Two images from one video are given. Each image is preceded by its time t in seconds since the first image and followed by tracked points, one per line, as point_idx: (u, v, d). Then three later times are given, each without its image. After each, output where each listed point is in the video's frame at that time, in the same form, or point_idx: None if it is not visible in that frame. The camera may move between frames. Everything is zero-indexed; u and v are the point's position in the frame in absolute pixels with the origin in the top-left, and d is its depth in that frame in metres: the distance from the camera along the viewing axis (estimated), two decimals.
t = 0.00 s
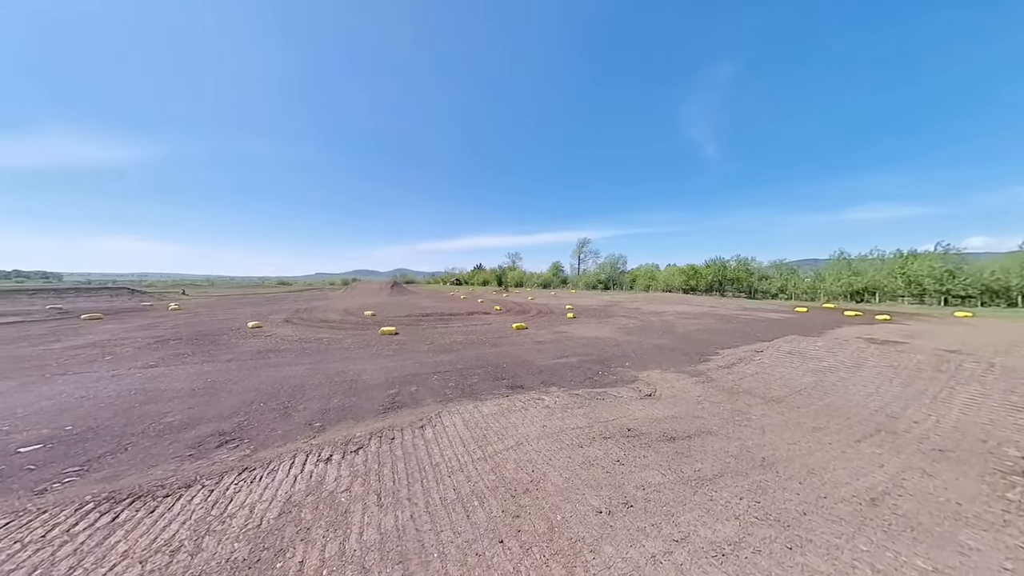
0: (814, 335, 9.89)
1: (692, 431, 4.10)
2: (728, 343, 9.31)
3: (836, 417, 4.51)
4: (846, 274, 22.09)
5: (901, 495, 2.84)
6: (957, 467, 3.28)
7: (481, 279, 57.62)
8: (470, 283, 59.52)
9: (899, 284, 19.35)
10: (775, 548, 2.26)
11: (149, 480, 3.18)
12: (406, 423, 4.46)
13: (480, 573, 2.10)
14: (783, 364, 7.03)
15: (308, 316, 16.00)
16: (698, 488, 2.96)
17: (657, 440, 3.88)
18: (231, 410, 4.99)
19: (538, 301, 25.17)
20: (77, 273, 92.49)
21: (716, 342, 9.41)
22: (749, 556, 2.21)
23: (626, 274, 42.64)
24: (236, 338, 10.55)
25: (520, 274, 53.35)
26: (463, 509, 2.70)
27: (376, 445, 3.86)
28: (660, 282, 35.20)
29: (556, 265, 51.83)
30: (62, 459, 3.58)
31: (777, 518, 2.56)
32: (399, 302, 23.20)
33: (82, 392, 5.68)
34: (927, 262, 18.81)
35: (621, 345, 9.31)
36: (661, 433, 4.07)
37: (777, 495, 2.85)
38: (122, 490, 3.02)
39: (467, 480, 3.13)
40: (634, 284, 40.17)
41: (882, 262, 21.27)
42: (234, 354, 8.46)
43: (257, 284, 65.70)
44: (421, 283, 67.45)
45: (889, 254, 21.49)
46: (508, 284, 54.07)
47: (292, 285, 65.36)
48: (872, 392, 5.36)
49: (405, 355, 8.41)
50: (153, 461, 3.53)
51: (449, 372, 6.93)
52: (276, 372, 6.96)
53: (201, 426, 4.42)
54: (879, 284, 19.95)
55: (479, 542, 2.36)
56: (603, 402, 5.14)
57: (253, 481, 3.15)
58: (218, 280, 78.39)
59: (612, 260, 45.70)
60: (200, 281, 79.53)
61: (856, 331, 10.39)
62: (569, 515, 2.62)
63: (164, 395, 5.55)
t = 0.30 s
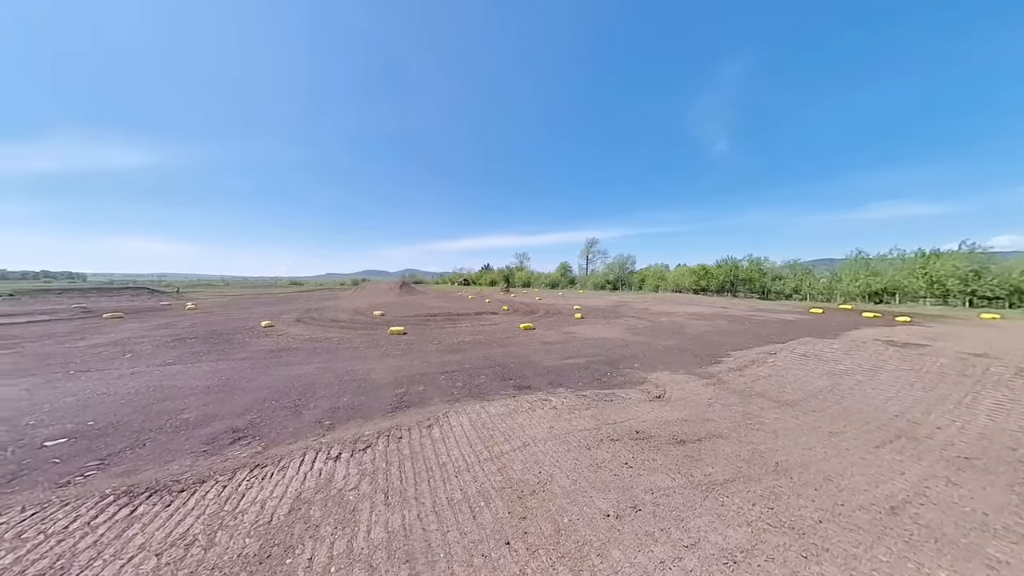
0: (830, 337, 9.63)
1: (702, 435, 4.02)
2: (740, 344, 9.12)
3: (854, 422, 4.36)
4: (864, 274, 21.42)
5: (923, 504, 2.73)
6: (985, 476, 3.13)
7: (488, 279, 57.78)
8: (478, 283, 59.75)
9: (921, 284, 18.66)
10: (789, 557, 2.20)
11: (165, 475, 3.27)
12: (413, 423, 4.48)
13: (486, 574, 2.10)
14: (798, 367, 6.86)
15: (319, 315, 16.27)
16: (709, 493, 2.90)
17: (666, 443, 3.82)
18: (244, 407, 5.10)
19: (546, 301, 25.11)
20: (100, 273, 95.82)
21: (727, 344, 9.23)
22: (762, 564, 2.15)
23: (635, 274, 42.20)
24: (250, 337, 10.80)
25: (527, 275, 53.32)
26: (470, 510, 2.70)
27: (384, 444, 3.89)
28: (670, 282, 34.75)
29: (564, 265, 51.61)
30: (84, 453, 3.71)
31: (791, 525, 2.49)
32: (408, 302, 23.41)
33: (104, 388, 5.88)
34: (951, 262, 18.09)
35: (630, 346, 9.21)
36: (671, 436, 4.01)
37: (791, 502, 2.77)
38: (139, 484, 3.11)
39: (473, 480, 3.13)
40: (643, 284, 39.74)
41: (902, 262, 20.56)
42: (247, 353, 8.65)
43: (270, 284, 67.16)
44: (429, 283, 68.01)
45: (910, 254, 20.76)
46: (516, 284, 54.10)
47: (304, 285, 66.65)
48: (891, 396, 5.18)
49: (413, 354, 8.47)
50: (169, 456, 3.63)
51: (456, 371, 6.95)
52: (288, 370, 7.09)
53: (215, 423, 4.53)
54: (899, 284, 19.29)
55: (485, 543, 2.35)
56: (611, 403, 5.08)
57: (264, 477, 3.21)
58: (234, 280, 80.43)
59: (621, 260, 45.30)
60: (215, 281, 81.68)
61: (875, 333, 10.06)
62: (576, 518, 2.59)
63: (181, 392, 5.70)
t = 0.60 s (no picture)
0: (843, 338, 9.40)
1: (710, 437, 3.96)
2: (750, 345, 8.98)
3: (868, 426, 4.25)
4: (880, 274, 20.85)
5: (942, 511, 2.64)
6: (1007, 483, 3.02)
7: (494, 279, 57.90)
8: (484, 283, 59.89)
9: (939, 284, 18.09)
10: (801, 563, 2.15)
11: (178, 470, 3.35)
12: (419, 422, 4.51)
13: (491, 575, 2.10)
14: (809, 369, 6.72)
15: (328, 315, 16.52)
16: (717, 497, 2.85)
17: (674, 445, 3.77)
18: (255, 405, 5.19)
19: (552, 301, 25.06)
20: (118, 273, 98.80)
21: (737, 345, 9.09)
22: (772, 569, 2.10)
23: (642, 274, 41.82)
24: (261, 336, 11.00)
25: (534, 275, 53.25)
26: (475, 510, 2.71)
27: (390, 442, 3.93)
28: (678, 282, 34.35)
29: (570, 265, 51.43)
30: (102, 448, 3.82)
31: (802, 530, 2.44)
32: (415, 301, 23.56)
33: (120, 385, 6.04)
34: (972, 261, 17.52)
35: (637, 346, 9.13)
36: (678, 438, 3.96)
37: (803, 507, 2.71)
38: (154, 479, 3.19)
39: (478, 480, 3.14)
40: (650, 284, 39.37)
41: (920, 261, 19.95)
42: (258, 351, 8.81)
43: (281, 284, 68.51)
44: (436, 283, 68.42)
45: (928, 253, 20.14)
46: (522, 284, 54.08)
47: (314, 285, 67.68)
48: (908, 399, 5.04)
49: (419, 354, 8.53)
50: (183, 452, 3.72)
51: (462, 371, 6.97)
52: (297, 369, 7.20)
53: (227, 420, 4.62)
54: (917, 284, 18.75)
55: (490, 543, 2.35)
56: (618, 405, 5.04)
57: (273, 474, 3.27)
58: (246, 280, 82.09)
59: (628, 260, 44.95)
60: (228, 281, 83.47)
61: (891, 334, 9.79)
62: (582, 519, 2.58)
63: (194, 390, 5.83)
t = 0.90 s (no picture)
0: (857, 339, 9.18)
1: (718, 438, 3.91)
2: (759, 346, 8.84)
3: (882, 429, 4.16)
4: (895, 273, 20.29)
5: (959, 518, 2.57)
6: None
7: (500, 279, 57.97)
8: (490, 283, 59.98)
9: (958, 284, 17.54)
10: (812, 568, 2.11)
11: (190, 466, 3.41)
12: (425, 421, 4.53)
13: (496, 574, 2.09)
14: (820, 370, 6.59)
15: (336, 314, 16.71)
16: (725, 499, 2.81)
17: (681, 447, 3.73)
18: (265, 402, 5.28)
19: (558, 301, 25.00)
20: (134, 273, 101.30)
21: (745, 345, 8.96)
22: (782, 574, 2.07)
23: (649, 274, 41.46)
24: (270, 335, 11.17)
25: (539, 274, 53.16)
26: (481, 509, 2.71)
27: (397, 441, 3.96)
28: (686, 282, 33.95)
29: (576, 264, 51.23)
30: (117, 443, 3.92)
31: (813, 535, 2.39)
32: (421, 301, 23.69)
33: (135, 382, 6.20)
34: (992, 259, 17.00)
35: (644, 346, 9.04)
36: (686, 439, 3.92)
37: (815, 511, 2.66)
38: (167, 474, 3.26)
39: (484, 479, 3.14)
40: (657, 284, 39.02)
41: (937, 261, 19.37)
42: (268, 350, 8.95)
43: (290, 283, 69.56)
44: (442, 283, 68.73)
45: (946, 252, 19.53)
46: (527, 284, 54.05)
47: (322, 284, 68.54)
48: (924, 402, 4.90)
49: (425, 353, 8.57)
50: (195, 448, 3.80)
51: (468, 370, 6.99)
52: (305, 367, 7.30)
53: (237, 417, 4.70)
54: (933, 284, 18.27)
55: (496, 542, 2.35)
56: (624, 405, 5.01)
57: (282, 471, 3.31)
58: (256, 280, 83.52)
59: (634, 259, 44.61)
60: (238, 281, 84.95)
61: (906, 335, 9.55)
62: (588, 520, 2.56)
63: (206, 387, 5.95)
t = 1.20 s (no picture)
0: (867, 339, 9.03)
1: (725, 439, 3.89)
2: (767, 345, 8.74)
3: (893, 430, 4.09)
4: (907, 272, 19.90)
5: (972, 520, 2.52)
6: None
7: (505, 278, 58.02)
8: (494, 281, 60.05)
9: (973, 283, 17.14)
10: (819, 569, 2.09)
11: (202, 461, 3.49)
12: (431, 418, 4.57)
13: (503, 570, 2.11)
14: (830, 370, 6.50)
15: (342, 312, 16.89)
16: (732, 499, 2.80)
17: (687, 446, 3.71)
18: (273, 399, 5.36)
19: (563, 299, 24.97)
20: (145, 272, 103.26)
21: (753, 345, 8.87)
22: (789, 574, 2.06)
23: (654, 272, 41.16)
24: (278, 333, 11.34)
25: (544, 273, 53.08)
26: (486, 506, 2.73)
27: (403, 438, 4.00)
28: (692, 280, 33.64)
29: (581, 263, 51.06)
30: (131, 438, 4.01)
31: (821, 536, 2.37)
32: (426, 299, 23.80)
33: (148, 378, 6.34)
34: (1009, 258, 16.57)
35: (649, 345, 8.99)
36: (692, 438, 3.90)
37: (823, 512, 2.63)
38: (180, 469, 3.33)
39: (490, 476, 3.16)
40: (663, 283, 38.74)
41: (951, 260, 18.94)
42: (276, 347, 9.08)
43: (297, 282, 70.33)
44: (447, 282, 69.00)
45: (961, 250, 19.09)
46: (532, 283, 54.01)
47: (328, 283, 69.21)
48: (936, 404, 4.82)
49: (430, 351, 8.63)
50: (207, 443, 3.88)
51: (473, 369, 7.02)
52: (313, 365, 7.40)
53: (247, 413, 4.79)
54: (948, 283, 17.86)
55: (501, 539, 2.37)
56: (629, 404, 4.99)
57: (291, 466, 3.37)
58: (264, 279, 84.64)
59: (640, 258, 44.31)
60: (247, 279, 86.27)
61: (920, 335, 9.36)
62: (593, 518, 2.57)
63: (216, 384, 6.07)
